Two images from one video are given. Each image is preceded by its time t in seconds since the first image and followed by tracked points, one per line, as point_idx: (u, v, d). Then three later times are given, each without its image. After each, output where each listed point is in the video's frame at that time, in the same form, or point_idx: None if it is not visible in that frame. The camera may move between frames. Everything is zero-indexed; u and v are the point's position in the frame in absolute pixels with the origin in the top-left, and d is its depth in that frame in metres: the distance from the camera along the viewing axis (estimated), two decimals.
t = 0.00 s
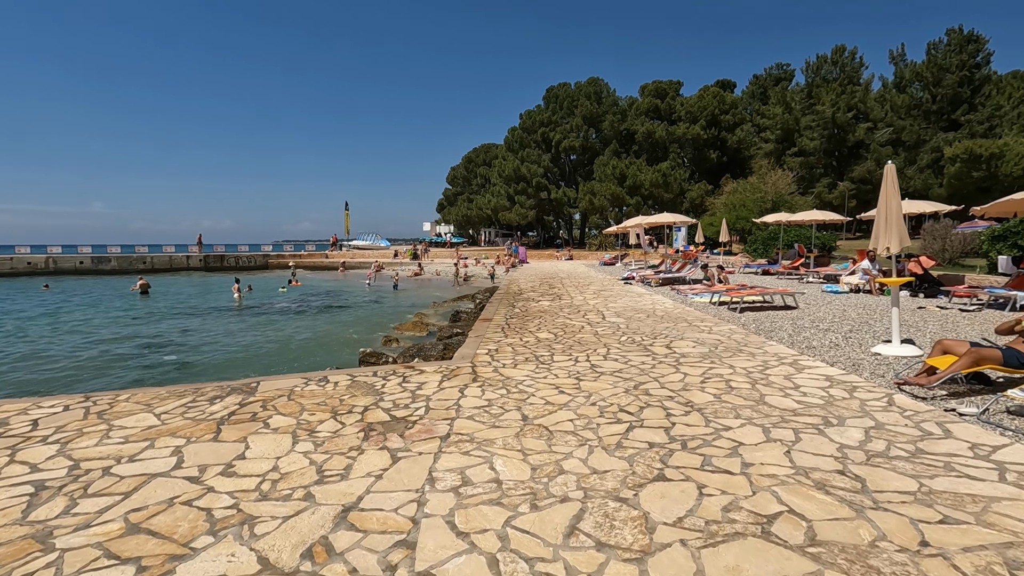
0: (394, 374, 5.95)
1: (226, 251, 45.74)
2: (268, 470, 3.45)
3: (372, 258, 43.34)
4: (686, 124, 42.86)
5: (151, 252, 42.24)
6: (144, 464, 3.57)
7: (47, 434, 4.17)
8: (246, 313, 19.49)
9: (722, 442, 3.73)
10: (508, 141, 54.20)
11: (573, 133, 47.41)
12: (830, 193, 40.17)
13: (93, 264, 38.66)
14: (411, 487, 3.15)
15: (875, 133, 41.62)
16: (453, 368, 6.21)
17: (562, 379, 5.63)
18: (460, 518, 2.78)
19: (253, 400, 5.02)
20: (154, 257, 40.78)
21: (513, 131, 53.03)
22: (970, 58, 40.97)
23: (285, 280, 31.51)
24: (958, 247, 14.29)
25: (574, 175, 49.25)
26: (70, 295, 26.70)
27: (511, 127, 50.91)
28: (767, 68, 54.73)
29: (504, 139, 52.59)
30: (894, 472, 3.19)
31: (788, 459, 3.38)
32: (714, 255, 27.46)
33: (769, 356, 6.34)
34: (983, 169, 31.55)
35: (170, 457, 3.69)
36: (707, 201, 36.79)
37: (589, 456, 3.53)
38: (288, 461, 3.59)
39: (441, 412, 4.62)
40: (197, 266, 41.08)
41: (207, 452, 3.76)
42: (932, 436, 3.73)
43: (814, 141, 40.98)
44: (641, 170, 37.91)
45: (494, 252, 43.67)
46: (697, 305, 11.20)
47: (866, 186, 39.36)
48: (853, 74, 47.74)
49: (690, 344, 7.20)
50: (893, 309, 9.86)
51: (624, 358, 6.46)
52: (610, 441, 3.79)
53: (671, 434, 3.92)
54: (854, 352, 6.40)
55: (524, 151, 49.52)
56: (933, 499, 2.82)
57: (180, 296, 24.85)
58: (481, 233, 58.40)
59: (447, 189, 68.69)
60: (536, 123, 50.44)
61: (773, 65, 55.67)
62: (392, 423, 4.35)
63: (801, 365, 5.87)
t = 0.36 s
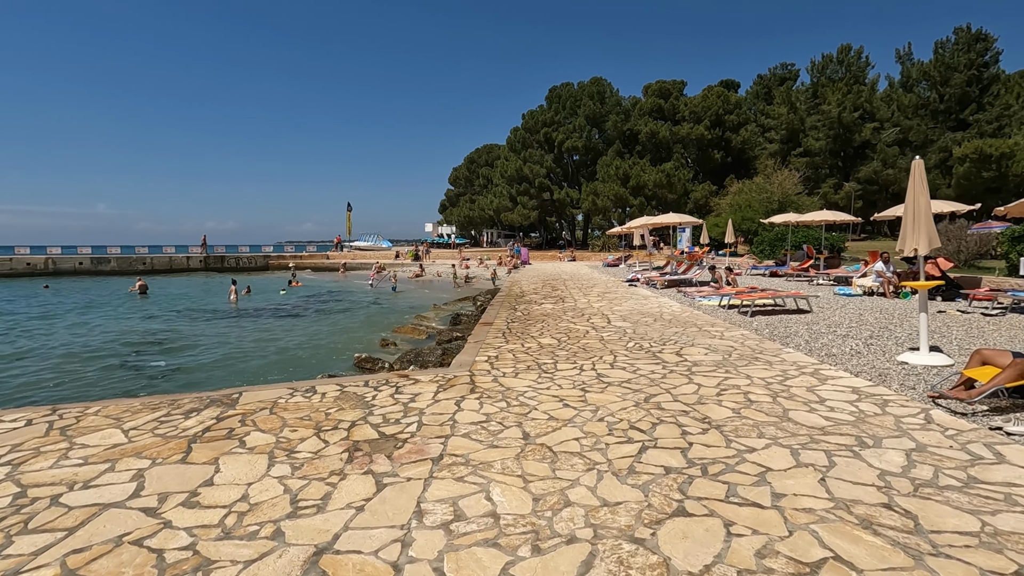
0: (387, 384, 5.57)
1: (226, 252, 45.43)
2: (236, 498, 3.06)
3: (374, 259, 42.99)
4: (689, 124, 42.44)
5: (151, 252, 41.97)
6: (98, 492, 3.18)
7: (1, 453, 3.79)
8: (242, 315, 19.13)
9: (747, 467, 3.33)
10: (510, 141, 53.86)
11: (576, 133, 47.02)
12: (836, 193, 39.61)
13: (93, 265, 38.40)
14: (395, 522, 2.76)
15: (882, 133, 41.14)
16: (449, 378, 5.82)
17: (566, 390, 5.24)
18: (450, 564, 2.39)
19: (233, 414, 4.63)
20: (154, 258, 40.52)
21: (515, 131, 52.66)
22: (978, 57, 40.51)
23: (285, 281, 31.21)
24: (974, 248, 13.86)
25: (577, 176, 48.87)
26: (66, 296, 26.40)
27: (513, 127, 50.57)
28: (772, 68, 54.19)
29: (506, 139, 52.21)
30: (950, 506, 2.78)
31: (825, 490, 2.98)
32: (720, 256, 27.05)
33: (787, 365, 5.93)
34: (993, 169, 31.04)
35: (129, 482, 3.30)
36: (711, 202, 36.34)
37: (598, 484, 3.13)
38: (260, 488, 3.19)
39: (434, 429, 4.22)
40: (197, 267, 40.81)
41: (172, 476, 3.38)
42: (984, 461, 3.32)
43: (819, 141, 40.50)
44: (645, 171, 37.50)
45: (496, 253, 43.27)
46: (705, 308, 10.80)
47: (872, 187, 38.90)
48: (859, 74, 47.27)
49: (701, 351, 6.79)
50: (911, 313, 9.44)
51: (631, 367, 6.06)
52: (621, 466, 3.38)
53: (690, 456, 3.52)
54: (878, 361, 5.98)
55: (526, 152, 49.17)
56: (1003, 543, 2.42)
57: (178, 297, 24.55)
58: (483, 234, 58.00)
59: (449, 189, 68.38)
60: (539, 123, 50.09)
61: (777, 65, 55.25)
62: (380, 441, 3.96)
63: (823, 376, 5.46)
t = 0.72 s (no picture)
0: (372, 395, 5.20)
1: (222, 254, 44.99)
2: (185, 535, 2.67)
3: (371, 261, 42.59)
4: (690, 125, 42.09)
5: (146, 254, 41.53)
6: (27, 527, 2.78)
7: None
8: (234, 318, 18.73)
9: (768, 497, 2.93)
10: (509, 143, 53.51)
11: (576, 134, 46.64)
12: (837, 195, 39.28)
13: (87, 267, 37.97)
14: (364, 567, 2.37)
15: (883, 134, 40.81)
16: (439, 389, 5.42)
17: (565, 402, 4.85)
18: None
19: (199, 430, 4.23)
20: (150, 260, 40.07)
21: (514, 133, 52.32)
22: (980, 58, 40.25)
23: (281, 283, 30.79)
24: (984, 250, 13.50)
25: (577, 178, 48.52)
26: (58, 299, 25.98)
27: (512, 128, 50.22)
28: (772, 69, 53.85)
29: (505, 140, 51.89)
30: (1008, 548, 2.39)
31: (861, 528, 2.58)
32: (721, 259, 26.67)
33: (801, 375, 5.54)
34: (998, 170, 30.65)
35: (66, 514, 2.90)
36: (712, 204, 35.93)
37: (599, 519, 2.74)
38: (213, 522, 2.80)
39: (419, 447, 3.83)
40: (192, 269, 40.38)
41: (117, 506, 2.98)
42: None
43: (821, 142, 40.15)
44: (645, 172, 37.13)
45: (495, 255, 42.87)
46: (709, 312, 10.41)
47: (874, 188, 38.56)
48: (860, 75, 47.00)
49: (707, 359, 6.39)
50: (924, 317, 9.07)
51: (635, 376, 5.66)
52: (626, 496, 2.98)
53: (703, 484, 3.12)
54: (897, 370, 5.60)
55: (525, 153, 48.80)
56: None
57: (171, 300, 24.17)
58: (482, 236, 57.58)
59: (448, 191, 68.04)
60: (538, 124, 49.74)
61: (777, 67, 55.01)
62: (357, 462, 3.57)
63: (841, 388, 5.06)
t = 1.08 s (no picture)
0: (349, 413, 4.79)
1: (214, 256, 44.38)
2: None
3: (365, 264, 42.12)
4: (686, 128, 41.78)
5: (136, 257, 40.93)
6: None
7: None
8: (222, 322, 18.25)
9: (789, 544, 2.55)
10: (505, 145, 53.14)
11: (572, 136, 46.30)
12: (834, 198, 39.03)
13: (75, 269, 37.37)
14: None
15: (880, 137, 40.64)
16: (423, 406, 5.02)
17: (559, 422, 4.46)
18: None
19: (151, 456, 3.81)
20: (140, 262, 39.48)
21: (510, 135, 51.98)
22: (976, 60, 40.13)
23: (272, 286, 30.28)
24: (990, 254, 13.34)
25: (573, 180, 48.15)
26: (42, 302, 25.41)
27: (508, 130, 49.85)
28: (768, 72, 53.69)
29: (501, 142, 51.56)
30: None
31: None
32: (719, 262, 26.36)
33: (810, 390, 5.18)
34: (996, 173, 30.38)
35: None
36: (708, 207, 35.60)
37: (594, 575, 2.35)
38: None
39: (394, 477, 3.43)
40: (183, 271, 39.79)
41: (35, 557, 2.57)
42: None
43: (817, 145, 39.88)
44: (641, 175, 36.78)
45: (490, 257, 42.45)
46: (710, 319, 10.04)
47: (871, 191, 38.33)
48: (857, 78, 46.87)
49: (710, 371, 6.00)
50: (933, 325, 8.73)
51: (633, 391, 5.27)
52: (626, 544, 2.59)
53: (714, 527, 2.73)
54: (913, 385, 5.24)
55: (521, 155, 48.43)
56: None
57: (160, 303, 23.69)
58: (477, 239, 57.19)
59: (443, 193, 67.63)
60: (534, 126, 49.39)
61: (773, 69, 54.91)
62: (322, 498, 3.17)
63: (858, 406, 4.68)
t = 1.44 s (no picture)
0: (327, 428, 4.39)
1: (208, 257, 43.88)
2: None
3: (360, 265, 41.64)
4: (684, 128, 41.45)
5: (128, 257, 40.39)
6: None
7: None
8: (211, 324, 17.80)
9: None
10: (502, 145, 52.76)
11: (569, 136, 45.95)
12: (833, 199, 38.76)
13: (66, 270, 36.83)
14: None
15: (879, 137, 40.44)
16: (408, 419, 4.59)
17: (556, 436, 4.05)
18: None
19: (94, 480, 3.37)
20: (132, 262, 38.96)
21: (507, 134, 51.60)
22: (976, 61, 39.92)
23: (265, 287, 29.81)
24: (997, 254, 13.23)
25: (570, 181, 47.76)
26: (29, 303, 24.92)
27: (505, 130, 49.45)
28: (766, 72, 53.37)
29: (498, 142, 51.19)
30: None
31: None
32: (719, 263, 26.01)
33: (828, 399, 4.77)
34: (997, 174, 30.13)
35: None
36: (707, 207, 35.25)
37: None
38: None
39: (368, 504, 3.02)
40: (176, 272, 39.29)
41: None
42: None
43: (816, 145, 39.57)
44: (639, 175, 36.44)
45: (486, 258, 42.03)
46: (713, 321, 9.65)
47: (870, 192, 38.08)
48: (856, 78, 46.66)
49: (718, 379, 5.59)
50: (946, 328, 8.35)
51: (637, 401, 4.86)
52: None
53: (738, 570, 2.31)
54: (939, 395, 4.84)
55: (518, 155, 48.04)
56: None
57: (149, 304, 23.24)
58: (475, 239, 56.78)
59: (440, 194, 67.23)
60: (531, 126, 49.01)
61: (771, 70, 54.70)
62: (282, 532, 2.74)
63: (883, 418, 4.27)
